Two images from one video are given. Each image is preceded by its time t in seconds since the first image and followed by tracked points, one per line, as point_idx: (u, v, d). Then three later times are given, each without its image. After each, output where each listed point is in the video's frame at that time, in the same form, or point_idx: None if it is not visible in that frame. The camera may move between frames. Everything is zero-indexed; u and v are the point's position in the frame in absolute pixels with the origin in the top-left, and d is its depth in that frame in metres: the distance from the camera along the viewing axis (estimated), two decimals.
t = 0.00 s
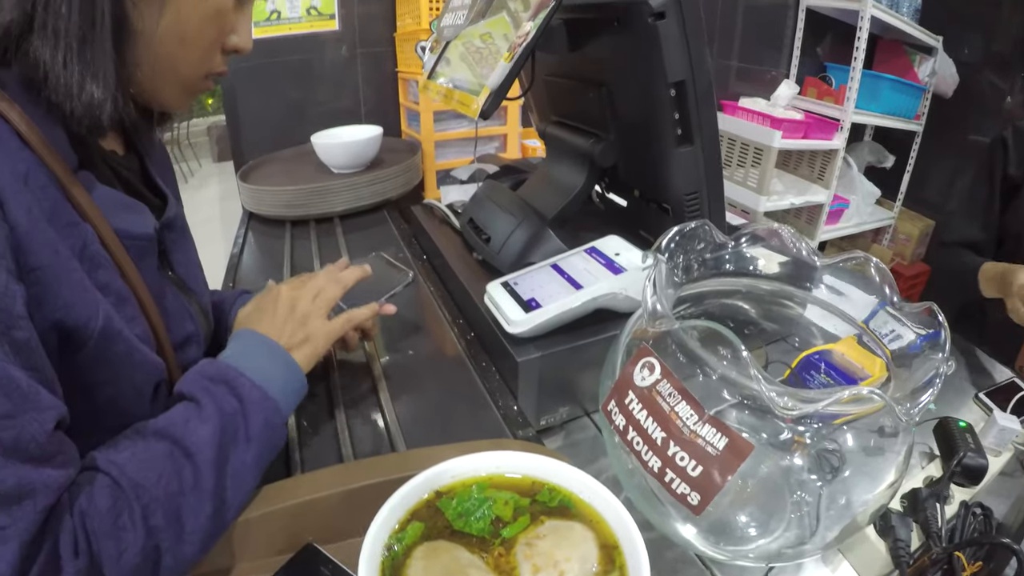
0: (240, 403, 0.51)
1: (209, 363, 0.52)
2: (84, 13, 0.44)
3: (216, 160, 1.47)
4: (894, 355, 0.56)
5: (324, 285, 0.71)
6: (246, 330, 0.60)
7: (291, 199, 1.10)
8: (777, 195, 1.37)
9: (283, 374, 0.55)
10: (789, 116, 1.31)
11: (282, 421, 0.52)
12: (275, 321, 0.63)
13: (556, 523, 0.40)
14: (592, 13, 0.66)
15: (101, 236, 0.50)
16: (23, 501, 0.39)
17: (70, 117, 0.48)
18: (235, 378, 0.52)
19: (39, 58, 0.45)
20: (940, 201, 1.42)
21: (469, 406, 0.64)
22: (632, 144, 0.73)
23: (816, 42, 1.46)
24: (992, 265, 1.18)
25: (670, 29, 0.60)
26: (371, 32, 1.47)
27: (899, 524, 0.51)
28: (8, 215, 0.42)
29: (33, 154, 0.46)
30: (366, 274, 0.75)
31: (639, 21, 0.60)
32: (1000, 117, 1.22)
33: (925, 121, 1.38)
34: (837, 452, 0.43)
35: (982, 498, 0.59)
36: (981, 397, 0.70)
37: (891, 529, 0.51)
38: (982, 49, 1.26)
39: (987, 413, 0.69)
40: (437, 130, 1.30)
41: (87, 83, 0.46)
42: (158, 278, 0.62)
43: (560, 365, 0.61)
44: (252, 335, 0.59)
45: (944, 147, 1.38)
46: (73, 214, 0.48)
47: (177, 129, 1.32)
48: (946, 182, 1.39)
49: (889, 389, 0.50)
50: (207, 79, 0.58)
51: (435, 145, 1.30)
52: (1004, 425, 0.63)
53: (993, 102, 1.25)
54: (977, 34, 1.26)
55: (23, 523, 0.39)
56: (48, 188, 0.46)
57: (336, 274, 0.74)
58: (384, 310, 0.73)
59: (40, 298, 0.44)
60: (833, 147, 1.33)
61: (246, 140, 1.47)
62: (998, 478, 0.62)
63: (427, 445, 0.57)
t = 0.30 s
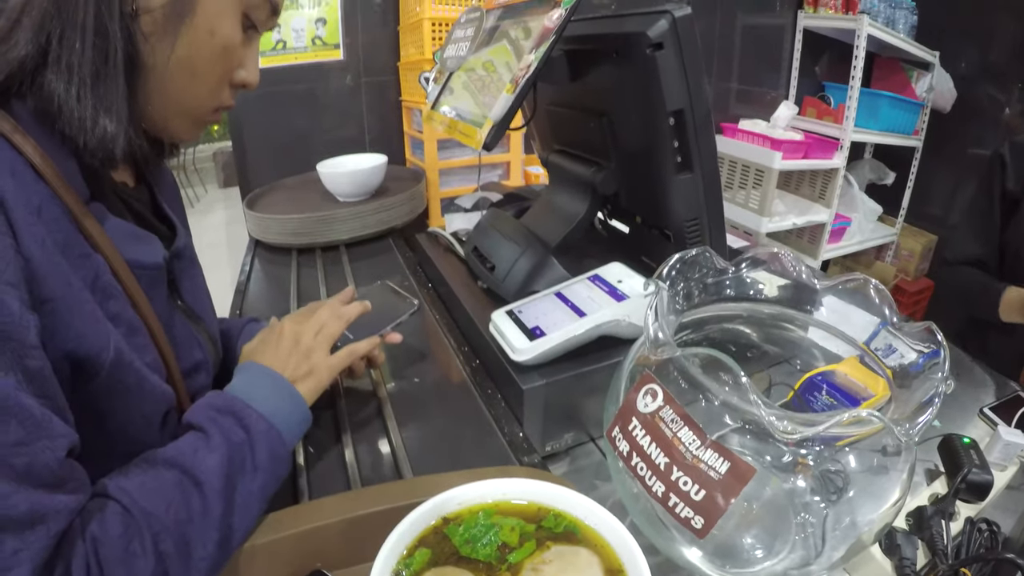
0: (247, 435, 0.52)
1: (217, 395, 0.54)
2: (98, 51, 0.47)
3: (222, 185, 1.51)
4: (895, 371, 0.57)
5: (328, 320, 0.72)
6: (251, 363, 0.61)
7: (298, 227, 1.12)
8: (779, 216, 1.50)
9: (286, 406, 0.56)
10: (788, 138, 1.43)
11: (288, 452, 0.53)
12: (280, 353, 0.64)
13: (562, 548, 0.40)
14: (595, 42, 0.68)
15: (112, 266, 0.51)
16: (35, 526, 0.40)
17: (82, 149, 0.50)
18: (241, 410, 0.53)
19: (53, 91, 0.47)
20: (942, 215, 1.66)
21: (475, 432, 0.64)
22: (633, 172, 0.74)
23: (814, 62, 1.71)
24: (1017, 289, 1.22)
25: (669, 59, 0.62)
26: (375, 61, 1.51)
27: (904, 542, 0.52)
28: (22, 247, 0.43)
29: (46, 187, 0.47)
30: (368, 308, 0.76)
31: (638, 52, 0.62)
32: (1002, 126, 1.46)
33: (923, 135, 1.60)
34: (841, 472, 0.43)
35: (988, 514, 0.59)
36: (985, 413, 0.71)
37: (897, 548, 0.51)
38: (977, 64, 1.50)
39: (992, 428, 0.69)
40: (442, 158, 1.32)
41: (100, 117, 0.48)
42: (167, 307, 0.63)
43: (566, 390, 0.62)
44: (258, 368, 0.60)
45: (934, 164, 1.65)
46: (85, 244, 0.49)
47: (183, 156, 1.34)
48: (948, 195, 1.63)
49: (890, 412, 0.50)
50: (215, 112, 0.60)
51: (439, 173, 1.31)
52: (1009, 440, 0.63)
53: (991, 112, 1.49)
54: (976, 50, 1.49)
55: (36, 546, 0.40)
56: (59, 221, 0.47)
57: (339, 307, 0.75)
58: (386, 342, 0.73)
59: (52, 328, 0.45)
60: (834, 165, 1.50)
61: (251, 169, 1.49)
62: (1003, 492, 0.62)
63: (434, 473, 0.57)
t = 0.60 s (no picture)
0: (238, 457, 0.52)
1: (207, 418, 0.54)
2: (100, 67, 0.48)
3: (222, 196, 1.54)
4: (893, 378, 0.57)
5: (316, 342, 0.71)
6: (240, 386, 0.61)
7: (298, 239, 1.13)
8: (778, 223, 1.53)
9: (278, 427, 0.57)
10: (786, 145, 1.45)
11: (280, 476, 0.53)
12: (270, 374, 0.64)
13: (562, 558, 0.40)
14: (592, 54, 0.69)
15: (112, 280, 0.52)
16: (25, 545, 0.40)
17: (86, 165, 0.50)
18: (233, 432, 0.53)
19: (57, 107, 0.48)
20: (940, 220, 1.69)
21: (476, 442, 0.65)
22: (632, 182, 0.75)
23: (811, 66, 1.73)
24: None
25: (665, 70, 0.62)
26: (374, 72, 1.52)
27: (905, 547, 0.52)
28: (24, 265, 0.44)
29: (48, 203, 0.48)
30: (357, 328, 0.75)
31: (634, 64, 0.63)
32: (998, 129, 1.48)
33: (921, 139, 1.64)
34: (841, 478, 0.43)
35: (989, 517, 0.59)
36: (986, 416, 0.71)
37: (897, 553, 0.51)
38: (973, 66, 1.53)
39: (992, 431, 0.70)
40: (441, 169, 1.33)
41: (104, 134, 0.49)
42: (169, 321, 0.63)
43: (566, 400, 0.62)
44: (250, 390, 0.60)
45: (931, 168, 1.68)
46: (87, 260, 0.50)
47: (184, 167, 1.35)
48: (946, 200, 1.66)
49: (888, 417, 0.50)
50: (217, 127, 0.61)
51: (438, 184, 1.32)
52: (1009, 443, 0.63)
53: (988, 116, 1.51)
54: (971, 56, 1.52)
55: (25, 565, 0.40)
56: (62, 236, 0.48)
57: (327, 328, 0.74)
58: (376, 362, 0.73)
59: (52, 345, 0.45)
60: (831, 170, 1.51)
61: (252, 180, 1.50)
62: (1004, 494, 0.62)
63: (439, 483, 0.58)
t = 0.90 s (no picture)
0: (237, 463, 0.52)
1: (210, 422, 0.54)
2: (93, 65, 0.48)
3: (217, 197, 1.56)
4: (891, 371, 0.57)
5: (324, 343, 0.71)
6: (246, 388, 0.61)
7: (294, 238, 1.13)
8: (774, 218, 1.55)
9: (281, 433, 0.57)
10: (781, 140, 1.46)
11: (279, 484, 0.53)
12: (276, 376, 0.64)
13: (559, 551, 0.41)
14: (587, 51, 0.69)
15: (107, 280, 0.52)
16: (9, 552, 0.39)
17: (79, 166, 0.50)
18: (233, 438, 0.53)
19: (49, 107, 0.48)
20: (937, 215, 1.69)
21: (474, 440, 0.64)
22: (626, 178, 0.75)
23: (806, 63, 1.72)
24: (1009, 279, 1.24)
25: (658, 65, 0.62)
26: (370, 71, 1.52)
27: (903, 539, 0.52)
28: (16, 267, 0.44)
29: (42, 203, 0.48)
30: (367, 329, 0.75)
31: (628, 59, 0.63)
32: (993, 125, 1.46)
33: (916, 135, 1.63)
34: (838, 471, 0.43)
35: (987, 508, 0.59)
36: (983, 407, 0.72)
37: (896, 545, 0.52)
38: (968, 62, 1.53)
39: (990, 424, 0.70)
40: (436, 168, 1.33)
41: (96, 132, 0.49)
42: (164, 320, 0.63)
43: (562, 396, 0.62)
44: (254, 393, 0.60)
45: (932, 163, 1.67)
46: (81, 261, 0.50)
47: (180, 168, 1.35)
48: (941, 195, 1.66)
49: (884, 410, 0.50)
50: (212, 125, 0.61)
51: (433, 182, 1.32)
52: (1006, 435, 0.63)
53: (984, 113, 1.49)
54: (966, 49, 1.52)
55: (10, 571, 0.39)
56: (55, 236, 0.48)
57: (337, 329, 0.74)
58: (384, 366, 0.73)
59: (46, 346, 0.45)
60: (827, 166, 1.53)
61: (247, 180, 1.50)
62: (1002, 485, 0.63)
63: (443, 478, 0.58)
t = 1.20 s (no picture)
0: (241, 458, 0.52)
1: (211, 416, 0.54)
2: (69, 70, 0.47)
3: (209, 201, 1.57)
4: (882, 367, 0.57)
5: (328, 330, 0.70)
6: (249, 378, 0.60)
7: (286, 240, 1.12)
8: (765, 216, 1.55)
9: (285, 427, 0.56)
10: (772, 138, 1.47)
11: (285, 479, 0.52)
12: (281, 367, 0.63)
13: (548, 550, 0.41)
14: (575, 51, 0.69)
15: (103, 284, 0.51)
16: (13, 553, 0.39)
17: (59, 167, 0.50)
18: (235, 433, 0.53)
19: (34, 112, 0.48)
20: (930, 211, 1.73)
21: (465, 440, 0.65)
22: (614, 177, 0.76)
23: (797, 62, 1.77)
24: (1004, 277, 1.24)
25: (645, 64, 0.63)
26: (361, 73, 1.52)
27: (893, 534, 0.53)
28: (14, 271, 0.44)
29: (37, 208, 0.48)
30: (372, 315, 0.74)
31: (615, 59, 0.63)
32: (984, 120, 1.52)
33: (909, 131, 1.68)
34: (827, 467, 0.44)
35: (977, 503, 0.60)
36: (974, 403, 0.73)
37: (886, 539, 0.52)
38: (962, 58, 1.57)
39: (981, 419, 0.71)
40: (427, 169, 1.33)
41: (73, 131, 0.48)
42: (158, 323, 0.63)
43: (551, 396, 0.63)
44: (257, 384, 0.59)
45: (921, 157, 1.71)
46: (78, 265, 0.50)
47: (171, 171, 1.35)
48: (934, 190, 1.70)
49: (872, 403, 0.49)
50: (204, 121, 0.61)
51: (424, 183, 1.32)
52: (997, 429, 0.64)
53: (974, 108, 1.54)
54: (958, 46, 1.57)
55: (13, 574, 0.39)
56: (52, 240, 0.48)
57: (342, 315, 0.73)
58: (391, 351, 0.72)
59: (45, 348, 0.45)
60: (818, 164, 1.55)
61: (239, 181, 1.49)
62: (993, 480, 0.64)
63: (424, 479, 0.58)
